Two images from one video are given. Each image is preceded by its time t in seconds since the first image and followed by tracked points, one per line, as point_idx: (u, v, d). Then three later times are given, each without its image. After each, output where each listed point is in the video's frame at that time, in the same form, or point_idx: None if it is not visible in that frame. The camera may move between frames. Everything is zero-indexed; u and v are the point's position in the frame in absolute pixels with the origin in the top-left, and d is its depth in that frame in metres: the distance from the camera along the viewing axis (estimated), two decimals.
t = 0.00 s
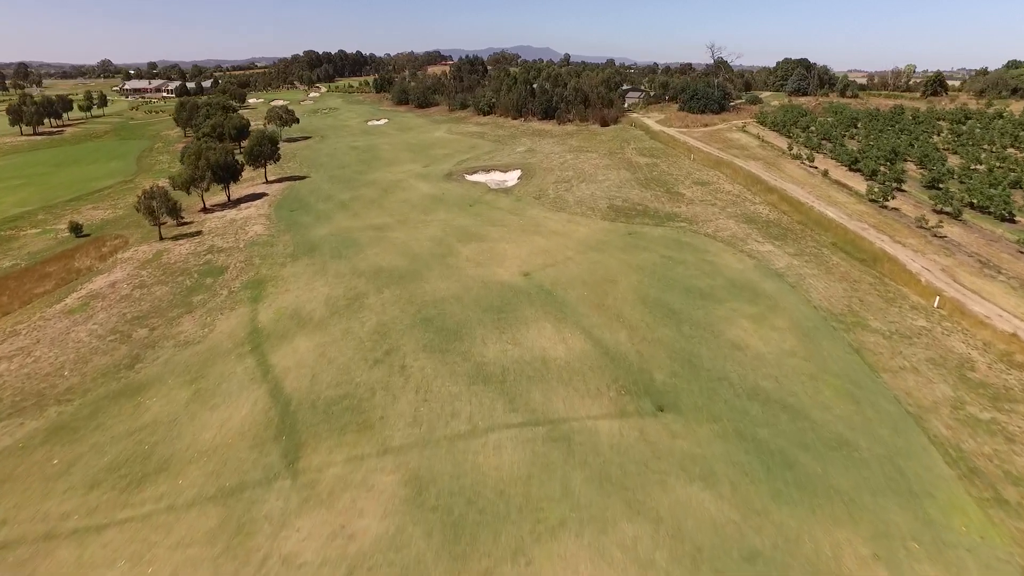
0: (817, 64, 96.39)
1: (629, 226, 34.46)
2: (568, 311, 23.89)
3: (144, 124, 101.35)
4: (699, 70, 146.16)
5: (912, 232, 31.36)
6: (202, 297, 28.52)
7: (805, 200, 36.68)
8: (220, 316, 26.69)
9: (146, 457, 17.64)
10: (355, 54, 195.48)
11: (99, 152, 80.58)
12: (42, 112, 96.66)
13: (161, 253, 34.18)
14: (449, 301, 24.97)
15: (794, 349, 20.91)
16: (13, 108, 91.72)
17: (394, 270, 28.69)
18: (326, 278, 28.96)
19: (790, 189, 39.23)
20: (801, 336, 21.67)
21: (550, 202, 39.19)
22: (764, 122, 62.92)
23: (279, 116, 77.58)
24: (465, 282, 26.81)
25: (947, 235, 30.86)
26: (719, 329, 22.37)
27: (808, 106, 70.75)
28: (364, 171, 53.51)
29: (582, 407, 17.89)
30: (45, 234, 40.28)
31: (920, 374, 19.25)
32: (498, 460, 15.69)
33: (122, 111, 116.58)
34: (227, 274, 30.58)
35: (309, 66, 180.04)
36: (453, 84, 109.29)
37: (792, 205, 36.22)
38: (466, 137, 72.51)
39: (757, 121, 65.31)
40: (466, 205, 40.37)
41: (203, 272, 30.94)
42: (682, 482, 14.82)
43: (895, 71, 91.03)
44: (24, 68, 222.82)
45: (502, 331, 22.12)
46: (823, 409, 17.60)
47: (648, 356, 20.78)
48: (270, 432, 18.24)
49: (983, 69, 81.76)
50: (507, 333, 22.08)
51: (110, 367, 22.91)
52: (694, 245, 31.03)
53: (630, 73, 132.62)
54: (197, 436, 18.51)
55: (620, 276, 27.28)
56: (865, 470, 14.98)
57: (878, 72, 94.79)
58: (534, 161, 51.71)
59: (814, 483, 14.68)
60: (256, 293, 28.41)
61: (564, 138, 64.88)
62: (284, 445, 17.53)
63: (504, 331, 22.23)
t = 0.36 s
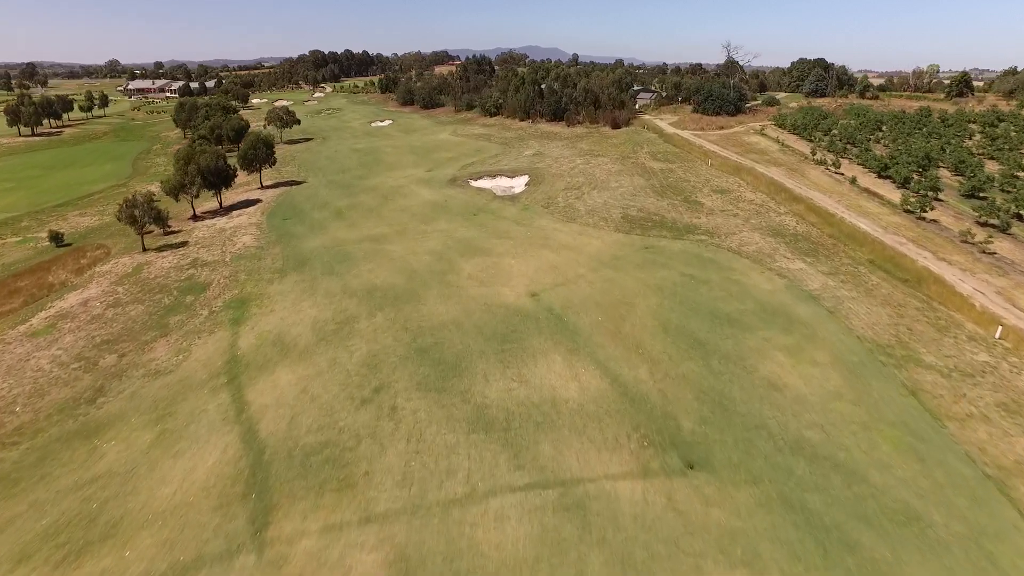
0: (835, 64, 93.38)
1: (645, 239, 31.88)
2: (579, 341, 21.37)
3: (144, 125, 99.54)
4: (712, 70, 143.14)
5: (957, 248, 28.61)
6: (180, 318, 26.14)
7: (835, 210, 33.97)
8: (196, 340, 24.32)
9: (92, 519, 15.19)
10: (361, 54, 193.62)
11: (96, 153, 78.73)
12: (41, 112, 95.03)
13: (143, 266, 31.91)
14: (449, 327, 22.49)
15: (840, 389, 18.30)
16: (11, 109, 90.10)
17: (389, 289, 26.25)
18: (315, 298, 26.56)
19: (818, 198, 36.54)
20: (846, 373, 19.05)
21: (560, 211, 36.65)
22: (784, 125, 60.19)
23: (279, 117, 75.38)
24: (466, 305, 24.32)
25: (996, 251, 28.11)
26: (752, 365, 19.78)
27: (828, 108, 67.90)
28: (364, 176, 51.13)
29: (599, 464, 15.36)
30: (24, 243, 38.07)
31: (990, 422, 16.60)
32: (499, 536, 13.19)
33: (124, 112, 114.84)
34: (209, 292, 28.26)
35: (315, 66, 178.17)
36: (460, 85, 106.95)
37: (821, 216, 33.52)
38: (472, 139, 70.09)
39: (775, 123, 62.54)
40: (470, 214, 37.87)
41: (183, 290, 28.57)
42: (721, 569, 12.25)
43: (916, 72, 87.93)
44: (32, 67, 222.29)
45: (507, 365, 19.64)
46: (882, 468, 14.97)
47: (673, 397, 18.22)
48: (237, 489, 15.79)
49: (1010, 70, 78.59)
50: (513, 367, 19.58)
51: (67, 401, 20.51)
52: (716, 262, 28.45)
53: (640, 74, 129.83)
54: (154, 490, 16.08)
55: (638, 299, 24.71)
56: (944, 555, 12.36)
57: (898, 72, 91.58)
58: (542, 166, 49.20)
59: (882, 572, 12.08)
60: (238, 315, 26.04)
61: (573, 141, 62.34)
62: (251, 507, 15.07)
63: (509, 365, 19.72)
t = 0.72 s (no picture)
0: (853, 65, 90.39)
1: (663, 255, 29.33)
2: (595, 378, 18.83)
3: (144, 126, 97.73)
4: (724, 71, 140.10)
5: (1010, 267, 25.85)
6: (152, 342, 23.71)
7: (870, 223, 31.26)
8: (167, 368, 21.93)
9: None
10: (366, 54, 191.52)
11: (92, 156, 76.84)
12: (40, 112, 93.38)
13: (120, 280, 29.55)
14: (447, 359, 20.00)
15: (901, 441, 15.63)
16: (9, 110, 88.48)
17: (383, 313, 23.79)
18: (301, 321, 24.13)
19: (849, 208, 33.81)
20: (905, 421, 16.38)
21: (570, 222, 34.12)
22: (804, 127, 57.37)
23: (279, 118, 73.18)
24: (466, 333, 21.83)
25: None
26: (794, 410, 17.14)
27: (849, 109, 65.02)
28: (364, 181, 48.76)
29: (620, 544, 12.79)
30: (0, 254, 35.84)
31: None
32: None
33: (124, 112, 113.02)
34: (188, 312, 25.88)
35: (320, 66, 176.32)
36: (466, 85, 104.55)
37: (855, 228, 30.80)
38: (478, 142, 67.67)
39: (795, 126, 59.74)
40: (473, 224, 35.39)
41: (159, 309, 26.18)
42: None
43: (938, 72, 84.84)
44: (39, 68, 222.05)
45: (511, 410, 17.13)
46: (966, 552, 12.30)
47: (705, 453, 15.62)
48: (189, 566, 13.30)
49: None
50: (518, 412, 17.06)
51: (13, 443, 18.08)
52: (743, 282, 25.85)
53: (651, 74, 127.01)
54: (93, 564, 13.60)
55: (658, 327, 22.14)
56: None
57: (919, 73, 88.42)
58: (551, 171, 46.68)
59: None
60: (216, 340, 23.61)
61: (583, 144, 59.80)
62: None
63: (514, 409, 17.19)
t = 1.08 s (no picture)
0: (873, 65, 87.30)
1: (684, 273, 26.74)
2: (613, 428, 16.30)
3: (145, 127, 95.92)
4: (738, 71, 136.74)
5: None
6: (117, 372, 21.27)
7: (911, 237, 28.46)
8: (131, 403, 19.53)
9: None
10: (374, 54, 189.31)
11: (90, 158, 74.96)
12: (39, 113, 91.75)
13: (93, 297, 27.21)
14: (444, 401, 17.51)
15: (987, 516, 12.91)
16: (7, 111, 86.91)
17: (374, 341, 21.33)
18: (284, 349, 21.70)
19: (886, 220, 31.03)
20: (987, 488, 13.67)
21: (581, 235, 31.55)
22: (828, 130, 54.45)
23: (280, 119, 71.04)
24: (466, 368, 19.32)
25: None
26: (851, 471, 14.45)
27: (873, 111, 62.08)
28: (365, 187, 46.34)
29: None
30: None
31: None
32: None
33: (127, 113, 111.50)
34: (161, 336, 23.46)
35: (327, 66, 174.57)
36: (473, 85, 102.15)
37: (895, 242, 28.03)
38: (484, 144, 65.21)
39: (817, 128, 56.86)
40: (477, 236, 32.89)
41: (130, 332, 23.76)
42: None
43: (963, 73, 81.61)
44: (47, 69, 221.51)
45: (516, 470, 14.60)
46: None
47: (749, 529, 12.97)
48: None
49: None
50: (525, 473, 14.56)
51: None
52: (776, 306, 23.23)
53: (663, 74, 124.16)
54: None
55: (683, 362, 19.57)
56: None
57: (942, 73, 85.15)
58: (561, 177, 44.11)
59: None
60: (188, 370, 21.14)
61: (594, 147, 57.18)
62: None
63: (519, 469, 14.65)
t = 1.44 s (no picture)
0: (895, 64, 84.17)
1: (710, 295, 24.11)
2: (638, 495, 13.72)
3: (146, 128, 94.07)
4: (752, 72, 133.31)
5: None
6: (73, 409, 18.79)
7: (961, 254, 25.68)
8: (83, 448, 17.04)
9: None
10: (381, 54, 187.27)
11: (86, 160, 73.00)
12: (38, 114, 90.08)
13: (61, 317, 24.81)
14: (438, 457, 14.98)
15: None
16: (6, 112, 85.26)
17: (363, 378, 18.84)
18: (262, 385, 19.23)
19: (930, 234, 28.22)
20: None
21: (595, 249, 28.97)
22: (853, 133, 51.58)
23: (281, 121, 68.82)
24: (465, 413, 16.79)
25: None
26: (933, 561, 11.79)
27: (899, 113, 59.11)
28: (364, 193, 43.93)
29: None
30: None
31: None
32: None
33: (129, 113, 109.83)
34: (128, 365, 21.00)
35: (333, 65, 172.72)
36: (481, 85, 99.74)
37: (944, 261, 25.29)
38: (491, 147, 62.73)
39: (842, 130, 53.95)
40: (482, 250, 30.37)
41: (94, 360, 21.30)
42: None
43: (990, 73, 78.38)
44: (55, 70, 220.84)
45: (523, 555, 12.03)
46: None
47: None
48: None
49: None
50: (533, 558, 12.01)
51: None
52: (817, 336, 20.58)
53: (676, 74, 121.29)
54: None
55: (715, 408, 16.97)
56: None
57: (967, 74, 81.96)
58: (572, 183, 41.55)
59: None
60: (151, 408, 18.64)
61: (607, 151, 54.56)
62: None
63: (526, 554, 12.08)
